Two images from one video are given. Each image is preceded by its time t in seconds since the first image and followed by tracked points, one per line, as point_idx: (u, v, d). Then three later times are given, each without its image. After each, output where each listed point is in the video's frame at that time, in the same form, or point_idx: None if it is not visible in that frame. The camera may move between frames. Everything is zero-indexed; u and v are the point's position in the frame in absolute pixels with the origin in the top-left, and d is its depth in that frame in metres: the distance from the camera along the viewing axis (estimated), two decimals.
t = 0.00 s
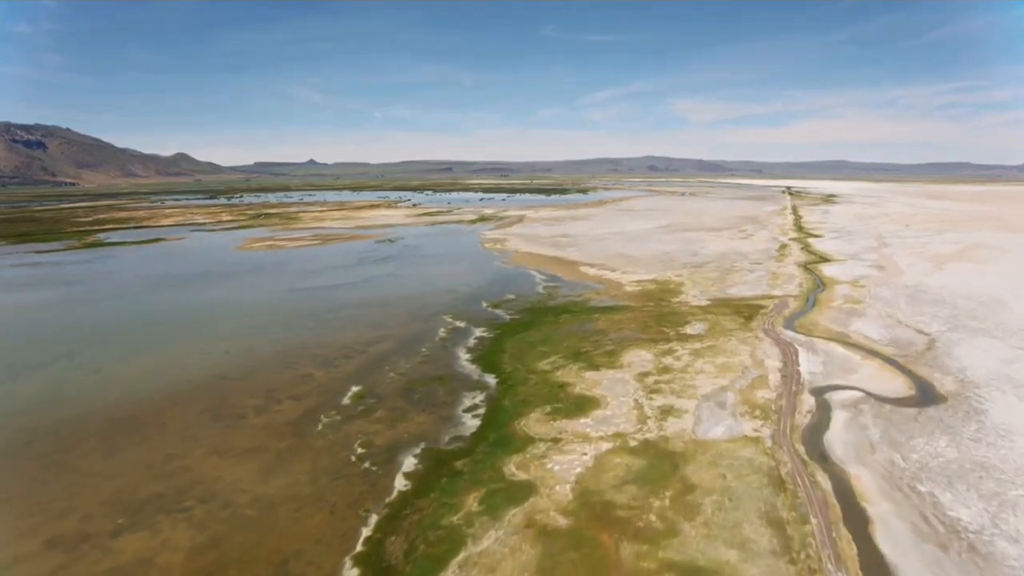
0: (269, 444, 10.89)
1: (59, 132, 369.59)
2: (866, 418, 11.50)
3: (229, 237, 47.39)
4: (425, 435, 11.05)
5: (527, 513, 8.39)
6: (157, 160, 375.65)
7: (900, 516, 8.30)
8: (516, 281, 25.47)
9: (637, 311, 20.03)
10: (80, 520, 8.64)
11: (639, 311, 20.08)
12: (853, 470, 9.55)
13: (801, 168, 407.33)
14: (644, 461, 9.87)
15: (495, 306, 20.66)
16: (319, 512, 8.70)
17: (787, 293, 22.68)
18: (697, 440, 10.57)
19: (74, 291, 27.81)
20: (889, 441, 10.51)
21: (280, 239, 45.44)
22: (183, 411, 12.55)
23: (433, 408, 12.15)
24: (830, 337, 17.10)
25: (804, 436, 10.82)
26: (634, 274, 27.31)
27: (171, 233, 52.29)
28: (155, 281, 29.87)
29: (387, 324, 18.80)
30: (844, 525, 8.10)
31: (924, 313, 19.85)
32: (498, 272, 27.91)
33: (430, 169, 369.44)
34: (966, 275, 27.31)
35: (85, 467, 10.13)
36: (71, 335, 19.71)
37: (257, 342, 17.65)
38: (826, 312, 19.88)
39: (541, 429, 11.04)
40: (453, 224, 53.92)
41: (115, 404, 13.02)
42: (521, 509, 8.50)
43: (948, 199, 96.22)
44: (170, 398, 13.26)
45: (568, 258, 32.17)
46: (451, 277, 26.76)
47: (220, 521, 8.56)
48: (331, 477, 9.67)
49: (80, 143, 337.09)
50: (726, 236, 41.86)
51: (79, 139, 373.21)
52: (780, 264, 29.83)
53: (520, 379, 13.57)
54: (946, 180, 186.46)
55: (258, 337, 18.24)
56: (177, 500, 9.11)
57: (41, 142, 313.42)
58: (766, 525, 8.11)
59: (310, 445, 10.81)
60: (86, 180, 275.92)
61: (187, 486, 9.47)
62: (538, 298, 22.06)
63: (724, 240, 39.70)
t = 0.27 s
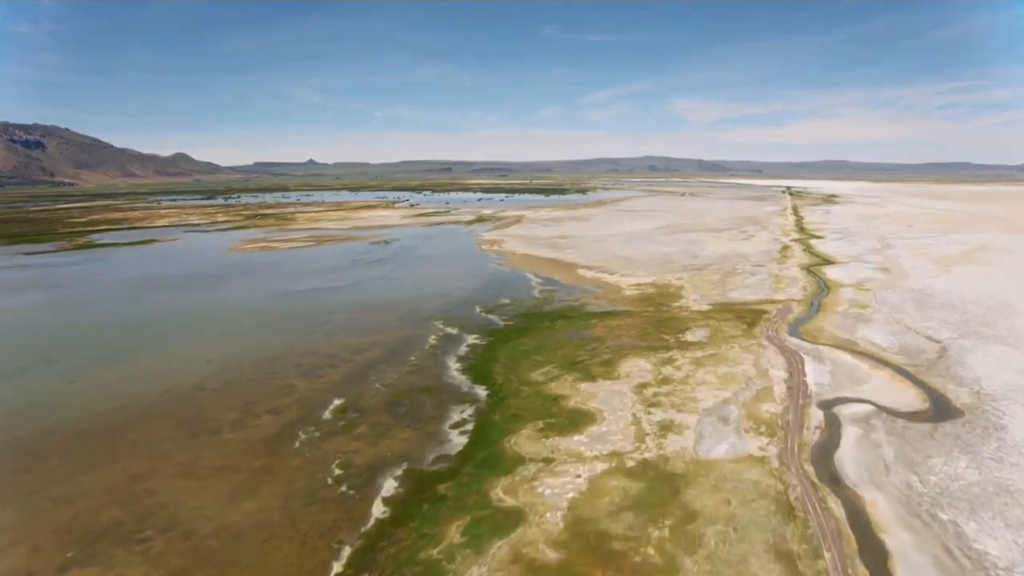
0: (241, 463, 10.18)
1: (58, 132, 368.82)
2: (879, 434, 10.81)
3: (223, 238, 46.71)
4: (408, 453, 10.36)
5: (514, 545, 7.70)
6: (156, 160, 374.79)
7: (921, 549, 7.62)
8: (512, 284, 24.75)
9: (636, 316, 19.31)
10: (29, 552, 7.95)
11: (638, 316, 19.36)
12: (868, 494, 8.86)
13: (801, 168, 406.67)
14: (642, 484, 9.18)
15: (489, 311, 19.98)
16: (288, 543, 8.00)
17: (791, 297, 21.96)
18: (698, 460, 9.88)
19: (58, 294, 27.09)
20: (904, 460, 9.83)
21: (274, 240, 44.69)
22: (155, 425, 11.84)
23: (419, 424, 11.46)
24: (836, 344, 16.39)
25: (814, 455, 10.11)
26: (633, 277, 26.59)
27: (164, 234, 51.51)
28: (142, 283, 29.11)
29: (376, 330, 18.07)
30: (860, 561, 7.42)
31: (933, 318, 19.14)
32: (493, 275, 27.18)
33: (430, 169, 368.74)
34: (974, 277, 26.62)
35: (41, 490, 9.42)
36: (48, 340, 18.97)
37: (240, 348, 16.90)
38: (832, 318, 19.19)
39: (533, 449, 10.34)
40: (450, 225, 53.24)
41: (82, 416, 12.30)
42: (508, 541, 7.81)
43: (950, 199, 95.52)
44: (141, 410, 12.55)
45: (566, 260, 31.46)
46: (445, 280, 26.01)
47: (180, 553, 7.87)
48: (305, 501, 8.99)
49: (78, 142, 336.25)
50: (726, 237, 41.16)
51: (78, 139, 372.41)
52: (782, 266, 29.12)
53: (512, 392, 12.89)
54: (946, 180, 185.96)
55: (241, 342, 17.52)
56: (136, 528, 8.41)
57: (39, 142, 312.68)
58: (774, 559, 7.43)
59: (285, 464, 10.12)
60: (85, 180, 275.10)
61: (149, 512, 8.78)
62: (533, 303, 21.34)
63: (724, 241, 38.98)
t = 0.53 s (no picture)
0: (203, 491, 9.35)
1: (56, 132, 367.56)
2: (897, 457, 9.98)
3: (214, 240, 45.88)
4: (385, 479, 9.54)
5: None
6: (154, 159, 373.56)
7: None
8: (506, 288, 23.94)
9: (634, 323, 18.46)
10: None
11: (636, 323, 18.53)
12: (888, 528, 8.04)
13: (801, 168, 405.91)
14: (640, 516, 8.36)
15: (481, 318, 19.14)
16: None
17: (795, 303, 21.12)
18: (700, 488, 9.06)
19: (39, 299, 26.28)
20: (926, 488, 9.00)
21: (266, 241, 43.82)
22: (115, 446, 10.99)
23: (399, 445, 10.64)
24: (845, 354, 15.54)
25: (828, 482, 9.27)
26: (631, 281, 25.74)
27: (156, 236, 50.64)
28: (126, 287, 28.27)
29: (361, 339, 17.23)
30: None
31: (945, 325, 18.29)
32: (487, 278, 26.33)
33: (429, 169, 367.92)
34: (984, 281, 25.76)
35: None
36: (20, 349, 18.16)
37: (216, 359, 16.04)
38: (839, 325, 18.34)
39: (521, 475, 9.51)
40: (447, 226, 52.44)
41: (40, 436, 11.49)
42: None
43: (952, 199, 94.69)
44: (104, 429, 11.73)
45: (563, 263, 30.65)
46: (437, 284, 25.13)
47: None
48: (267, 536, 8.17)
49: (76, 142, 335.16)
50: (727, 239, 40.32)
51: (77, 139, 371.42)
52: (785, 269, 28.28)
53: (501, 408, 12.06)
54: (946, 179, 185.67)
55: (219, 352, 16.70)
56: (79, 569, 7.61)
57: (37, 142, 311.84)
58: None
59: (250, 491, 9.30)
60: (83, 180, 274.18)
61: (95, 549, 7.98)
62: (528, 309, 20.50)
63: (725, 243, 38.15)
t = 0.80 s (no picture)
0: (165, 518, 8.64)
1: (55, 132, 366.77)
2: (915, 480, 9.29)
3: (207, 241, 45.18)
4: (363, 505, 8.84)
5: None
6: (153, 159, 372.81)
7: None
8: (501, 292, 23.22)
9: (633, 330, 17.75)
10: None
11: (635, 330, 17.81)
12: (911, 565, 7.35)
13: (801, 167, 405.38)
14: (638, 549, 7.66)
15: (474, 324, 18.45)
16: None
17: (800, 308, 20.41)
18: (704, 516, 8.36)
19: (22, 303, 25.58)
20: (949, 516, 8.30)
21: (259, 243, 43.12)
22: (77, 467, 10.29)
23: (381, 466, 9.94)
24: (854, 364, 14.83)
25: (841, 509, 8.57)
26: (630, 284, 25.04)
27: (149, 237, 49.95)
28: (113, 291, 27.56)
29: (348, 348, 16.52)
30: None
31: (956, 331, 17.58)
32: (482, 281, 25.62)
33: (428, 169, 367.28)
34: (992, 284, 25.07)
35: None
36: None
37: (196, 368, 15.34)
38: (846, 331, 17.64)
39: (509, 500, 8.81)
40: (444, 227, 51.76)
41: None
42: None
43: (954, 200, 94.07)
44: (68, 447, 11.03)
45: (560, 265, 29.94)
46: (431, 287, 24.40)
47: None
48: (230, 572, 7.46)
49: (75, 142, 334.42)
50: (728, 240, 39.63)
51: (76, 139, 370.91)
52: (788, 272, 27.59)
53: (492, 424, 11.36)
54: (947, 180, 185.17)
55: (200, 360, 16.00)
56: None
57: (36, 142, 311.26)
58: None
59: (217, 519, 8.59)
60: (81, 180, 273.45)
61: None
62: (523, 314, 19.79)
63: (726, 244, 37.44)
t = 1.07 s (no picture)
0: (121, 552, 7.92)
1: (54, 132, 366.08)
2: (936, 506, 8.58)
3: (200, 242, 44.47)
4: (337, 536, 8.13)
5: None
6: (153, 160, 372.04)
7: None
8: (496, 297, 22.49)
9: (632, 337, 17.03)
10: None
11: (635, 337, 17.08)
12: None
13: (801, 167, 404.74)
14: None
15: (467, 331, 17.74)
16: None
17: (805, 313, 19.69)
18: (708, 550, 7.67)
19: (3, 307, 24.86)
20: (975, 549, 7.61)
21: (253, 244, 42.39)
22: (34, 490, 9.57)
23: (359, 491, 9.22)
24: (864, 374, 14.11)
25: (859, 542, 7.86)
26: (630, 287, 24.32)
27: (142, 238, 49.22)
28: (98, 294, 26.83)
29: (335, 356, 15.80)
30: None
31: (969, 338, 16.86)
32: (478, 285, 24.90)
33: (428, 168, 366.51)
34: (1003, 287, 24.33)
35: None
36: None
37: (173, 378, 14.62)
38: (854, 338, 16.92)
39: (497, 531, 8.10)
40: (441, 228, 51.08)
41: None
42: None
43: (956, 200, 93.32)
44: (28, 467, 10.32)
45: (558, 268, 29.23)
46: (424, 291, 23.68)
47: None
48: None
49: (74, 142, 333.70)
50: (730, 242, 38.92)
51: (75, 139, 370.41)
52: (791, 276, 26.87)
53: (481, 443, 10.65)
54: (948, 180, 184.63)
55: (178, 369, 15.31)
56: None
57: (35, 142, 310.75)
58: None
59: (178, 552, 7.88)
60: (80, 180, 272.73)
61: None
62: (518, 320, 19.06)
63: (727, 246, 36.74)
